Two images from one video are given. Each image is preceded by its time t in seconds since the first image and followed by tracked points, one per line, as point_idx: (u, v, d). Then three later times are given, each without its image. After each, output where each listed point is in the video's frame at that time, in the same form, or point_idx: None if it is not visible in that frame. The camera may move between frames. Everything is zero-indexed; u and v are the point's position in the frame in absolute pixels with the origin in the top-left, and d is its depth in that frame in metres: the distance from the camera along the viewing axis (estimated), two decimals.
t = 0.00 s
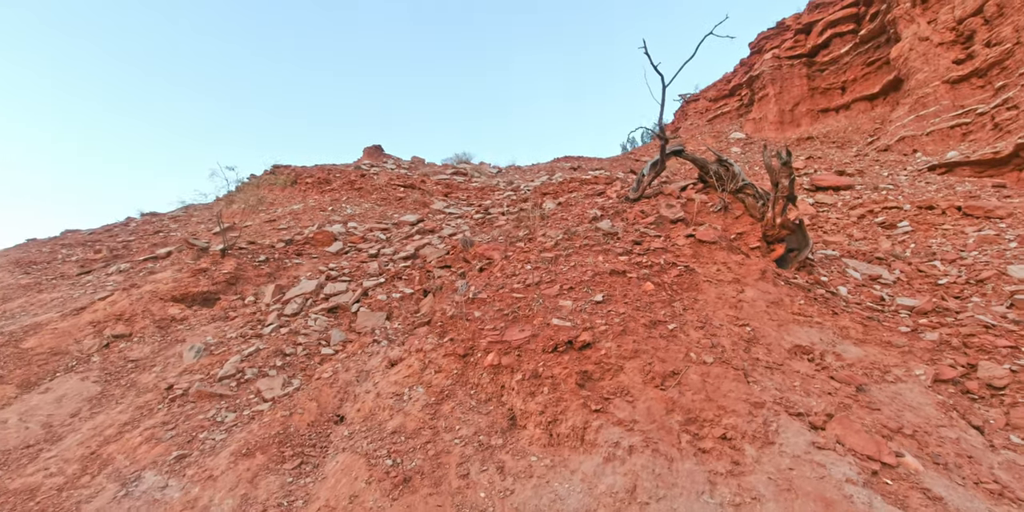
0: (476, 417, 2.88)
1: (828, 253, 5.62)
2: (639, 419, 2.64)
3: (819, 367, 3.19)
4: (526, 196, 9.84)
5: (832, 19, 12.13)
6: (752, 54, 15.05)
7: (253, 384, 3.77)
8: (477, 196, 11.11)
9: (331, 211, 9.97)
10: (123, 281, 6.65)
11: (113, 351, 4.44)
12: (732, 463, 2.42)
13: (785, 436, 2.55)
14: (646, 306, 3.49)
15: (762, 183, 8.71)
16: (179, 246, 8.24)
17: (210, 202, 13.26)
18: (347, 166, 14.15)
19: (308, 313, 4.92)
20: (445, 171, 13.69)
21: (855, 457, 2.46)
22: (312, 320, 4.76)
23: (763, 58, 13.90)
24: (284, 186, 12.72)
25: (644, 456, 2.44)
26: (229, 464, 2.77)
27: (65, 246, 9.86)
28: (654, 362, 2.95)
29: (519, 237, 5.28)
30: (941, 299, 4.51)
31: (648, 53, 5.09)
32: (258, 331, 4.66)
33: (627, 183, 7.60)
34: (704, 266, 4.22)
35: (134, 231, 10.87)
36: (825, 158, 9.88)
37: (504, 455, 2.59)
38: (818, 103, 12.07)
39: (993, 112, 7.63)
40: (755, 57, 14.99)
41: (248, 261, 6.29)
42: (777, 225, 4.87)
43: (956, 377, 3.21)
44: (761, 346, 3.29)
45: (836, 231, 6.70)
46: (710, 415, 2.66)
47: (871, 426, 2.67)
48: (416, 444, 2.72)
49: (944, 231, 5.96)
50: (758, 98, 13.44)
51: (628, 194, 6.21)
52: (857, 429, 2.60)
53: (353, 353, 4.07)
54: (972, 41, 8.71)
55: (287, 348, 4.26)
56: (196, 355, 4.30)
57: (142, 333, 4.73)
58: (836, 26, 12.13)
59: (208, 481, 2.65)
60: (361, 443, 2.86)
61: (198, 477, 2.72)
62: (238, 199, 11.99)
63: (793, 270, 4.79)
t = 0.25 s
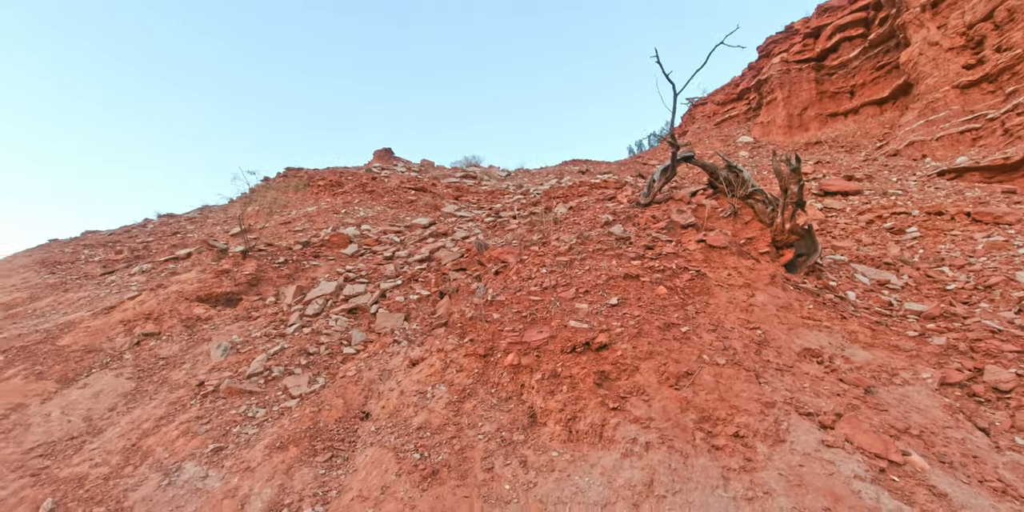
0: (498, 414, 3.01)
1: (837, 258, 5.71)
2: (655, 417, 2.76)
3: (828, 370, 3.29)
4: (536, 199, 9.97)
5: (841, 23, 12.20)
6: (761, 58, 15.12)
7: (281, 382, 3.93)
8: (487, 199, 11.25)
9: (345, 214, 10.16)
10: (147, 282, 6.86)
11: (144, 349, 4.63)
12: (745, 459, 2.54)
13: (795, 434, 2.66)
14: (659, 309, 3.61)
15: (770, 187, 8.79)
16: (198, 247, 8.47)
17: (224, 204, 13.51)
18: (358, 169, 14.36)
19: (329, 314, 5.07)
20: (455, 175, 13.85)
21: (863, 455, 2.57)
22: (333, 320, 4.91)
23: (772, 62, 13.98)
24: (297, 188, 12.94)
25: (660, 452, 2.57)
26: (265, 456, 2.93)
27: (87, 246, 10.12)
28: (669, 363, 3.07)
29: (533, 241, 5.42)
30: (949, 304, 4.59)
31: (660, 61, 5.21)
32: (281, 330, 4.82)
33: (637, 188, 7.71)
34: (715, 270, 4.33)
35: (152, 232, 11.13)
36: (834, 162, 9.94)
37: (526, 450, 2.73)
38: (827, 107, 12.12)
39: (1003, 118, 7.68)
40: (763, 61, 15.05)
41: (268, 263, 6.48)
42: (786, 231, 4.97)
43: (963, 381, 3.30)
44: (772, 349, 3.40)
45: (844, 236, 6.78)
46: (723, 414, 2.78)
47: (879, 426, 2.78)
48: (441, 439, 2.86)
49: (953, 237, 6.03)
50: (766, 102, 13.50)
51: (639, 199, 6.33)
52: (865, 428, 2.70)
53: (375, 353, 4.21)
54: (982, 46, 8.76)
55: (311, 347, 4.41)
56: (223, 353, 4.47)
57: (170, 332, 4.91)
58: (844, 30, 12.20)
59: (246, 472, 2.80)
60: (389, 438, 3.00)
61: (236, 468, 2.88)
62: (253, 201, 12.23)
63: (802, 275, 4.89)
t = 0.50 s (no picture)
0: (514, 413, 3.17)
1: (841, 269, 5.85)
2: (664, 418, 2.92)
3: (829, 377, 3.44)
4: (544, 205, 10.14)
5: (848, 33, 12.35)
6: (768, 66, 15.25)
7: (303, 380, 4.10)
8: (495, 204, 11.42)
9: (356, 216, 10.35)
10: (167, 281, 7.08)
11: (170, 346, 4.82)
12: (749, 460, 2.69)
13: (796, 437, 2.81)
14: (668, 316, 3.77)
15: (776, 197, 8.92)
16: (215, 247, 8.69)
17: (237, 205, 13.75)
18: (368, 172, 14.58)
19: (346, 315, 5.24)
20: (464, 179, 14.04)
21: (861, 458, 2.71)
22: (351, 321, 5.08)
23: (779, 71, 14.12)
24: (308, 189, 13.16)
25: (668, 451, 2.73)
26: (294, 449, 3.10)
27: (105, 245, 10.36)
28: (677, 368, 3.23)
29: (545, 247, 5.58)
30: (949, 316, 4.72)
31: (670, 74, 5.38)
32: (301, 330, 5.00)
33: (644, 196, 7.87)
34: (721, 279, 4.48)
35: (168, 232, 11.37)
36: (839, 172, 10.05)
37: (542, 448, 2.89)
38: (833, 117, 12.25)
39: (1009, 131, 7.79)
40: (770, 69, 15.19)
41: (285, 264, 6.67)
42: (791, 241, 5.11)
43: (960, 390, 3.43)
44: (776, 356, 3.55)
45: (848, 246, 6.91)
46: (728, 416, 2.94)
47: (877, 431, 2.92)
48: (461, 436, 3.02)
49: (956, 249, 6.15)
50: (772, 110, 13.63)
51: (647, 208, 6.48)
52: (863, 433, 2.85)
53: (392, 353, 4.36)
54: (989, 58, 8.86)
55: (330, 346, 4.59)
56: (246, 351, 4.65)
57: (194, 330, 5.11)
58: (852, 40, 12.33)
59: (277, 464, 2.97)
60: (410, 434, 3.17)
61: (267, 460, 3.05)
62: (265, 203, 12.46)
63: (806, 285, 5.02)
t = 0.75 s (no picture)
0: (526, 417, 3.30)
1: (845, 278, 5.95)
2: (672, 423, 3.04)
3: (832, 385, 3.54)
4: (551, 211, 10.26)
5: (854, 42, 12.49)
6: (774, 73, 15.35)
7: (321, 382, 4.24)
8: (503, 209, 11.54)
9: (366, 221, 10.52)
10: (184, 284, 7.26)
11: (191, 348, 4.99)
12: (753, 464, 2.80)
13: (799, 443, 2.93)
14: (675, 324, 3.89)
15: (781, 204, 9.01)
16: (229, 250, 8.87)
17: (248, 208, 13.97)
18: (377, 176, 14.76)
19: (360, 319, 5.38)
20: (471, 184, 14.18)
21: (861, 464, 2.82)
22: (365, 325, 5.21)
23: (785, 78, 14.22)
24: (318, 193, 13.35)
25: (675, 455, 2.85)
26: (316, 449, 3.24)
27: (121, 247, 10.59)
28: (683, 375, 3.35)
29: (554, 254, 5.71)
30: (952, 326, 4.80)
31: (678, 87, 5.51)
32: (317, 334, 5.14)
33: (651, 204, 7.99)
34: (727, 288, 4.60)
35: (181, 234, 11.59)
36: (845, 180, 10.12)
37: (554, 451, 3.01)
38: (839, 124, 12.32)
39: (1015, 141, 7.86)
40: (776, 76, 15.29)
41: (299, 268, 6.83)
42: (795, 251, 5.22)
43: (960, 399, 3.52)
44: (780, 364, 3.66)
45: (853, 255, 7.00)
46: (734, 422, 3.05)
47: (877, 438, 3.03)
48: (476, 438, 3.15)
49: (960, 259, 6.22)
50: (778, 117, 13.72)
51: (654, 216, 6.60)
52: (864, 440, 2.96)
53: (406, 357, 4.49)
54: (995, 68, 8.93)
55: (346, 350, 4.72)
56: (265, 354, 4.80)
57: (213, 332, 5.27)
58: (859, 48, 12.44)
59: (301, 463, 3.11)
60: (427, 436, 3.30)
61: (291, 459, 3.20)
62: (276, 207, 12.67)
63: (810, 294, 5.12)
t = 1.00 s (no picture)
0: (532, 417, 3.36)
1: (846, 279, 6.00)
2: (675, 423, 3.10)
3: (833, 386, 3.60)
4: (554, 213, 10.32)
5: (855, 43, 12.54)
6: (775, 74, 15.39)
7: (329, 383, 4.31)
8: (506, 211, 11.60)
9: (370, 223, 10.59)
10: (191, 286, 7.34)
11: (201, 350, 5.07)
12: (755, 463, 2.86)
13: (800, 443, 2.98)
14: (678, 326, 3.95)
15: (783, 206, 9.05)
16: (235, 253, 8.96)
17: (252, 210, 14.07)
18: (380, 178, 14.85)
19: (366, 321, 5.45)
20: (474, 186, 14.25)
21: (861, 463, 2.88)
22: (371, 327, 5.28)
23: (786, 79, 14.27)
24: (322, 196, 13.44)
25: (679, 454, 2.91)
26: (327, 449, 3.31)
27: (128, 249, 10.69)
28: (686, 376, 3.41)
29: (557, 257, 5.77)
30: (952, 327, 4.85)
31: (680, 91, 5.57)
32: (324, 335, 5.22)
33: (653, 206, 8.05)
34: (729, 290, 4.66)
35: (187, 237, 11.69)
36: (846, 181, 10.16)
37: (560, 450, 3.08)
38: (841, 125, 12.36)
39: (1016, 142, 7.90)
40: (778, 77, 15.34)
41: (305, 271, 6.91)
42: (797, 253, 5.27)
43: (959, 400, 3.57)
44: (781, 365, 3.72)
45: (854, 256, 7.05)
46: (736, 422, 3.11)
47: (878, 438, 3.08)
48: (483, 438, 3.22)
49: (961, 260, 6.27)
50: (780, 118, 13.77)
51: (656, 218, 6.66)
52: (865, 440, 3.01)
53: (413, 359, 4.55)
54: (996, 69, 8.97)
55: (353, 351, 4.79)
56: (273, 355, 4.88)
57: (222, 334, 5.35)
58: (860, 49, 12.49)
59: (312, 462, 3.18)
60: (435, 435, 3.36)
61: (302, 459, 3.27)
62: (281, 209, 12.77)
63: (811, 295, 5.16)
